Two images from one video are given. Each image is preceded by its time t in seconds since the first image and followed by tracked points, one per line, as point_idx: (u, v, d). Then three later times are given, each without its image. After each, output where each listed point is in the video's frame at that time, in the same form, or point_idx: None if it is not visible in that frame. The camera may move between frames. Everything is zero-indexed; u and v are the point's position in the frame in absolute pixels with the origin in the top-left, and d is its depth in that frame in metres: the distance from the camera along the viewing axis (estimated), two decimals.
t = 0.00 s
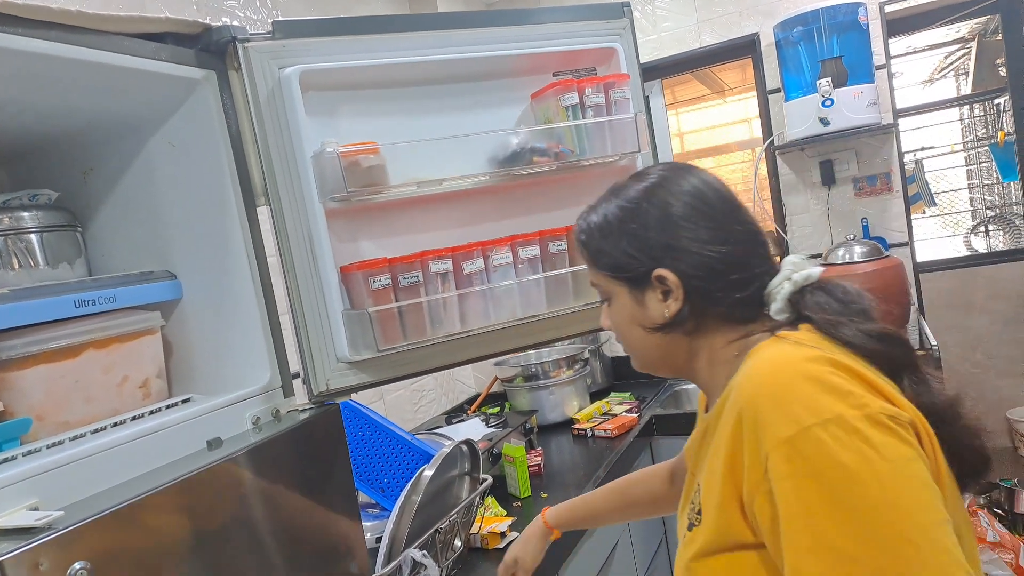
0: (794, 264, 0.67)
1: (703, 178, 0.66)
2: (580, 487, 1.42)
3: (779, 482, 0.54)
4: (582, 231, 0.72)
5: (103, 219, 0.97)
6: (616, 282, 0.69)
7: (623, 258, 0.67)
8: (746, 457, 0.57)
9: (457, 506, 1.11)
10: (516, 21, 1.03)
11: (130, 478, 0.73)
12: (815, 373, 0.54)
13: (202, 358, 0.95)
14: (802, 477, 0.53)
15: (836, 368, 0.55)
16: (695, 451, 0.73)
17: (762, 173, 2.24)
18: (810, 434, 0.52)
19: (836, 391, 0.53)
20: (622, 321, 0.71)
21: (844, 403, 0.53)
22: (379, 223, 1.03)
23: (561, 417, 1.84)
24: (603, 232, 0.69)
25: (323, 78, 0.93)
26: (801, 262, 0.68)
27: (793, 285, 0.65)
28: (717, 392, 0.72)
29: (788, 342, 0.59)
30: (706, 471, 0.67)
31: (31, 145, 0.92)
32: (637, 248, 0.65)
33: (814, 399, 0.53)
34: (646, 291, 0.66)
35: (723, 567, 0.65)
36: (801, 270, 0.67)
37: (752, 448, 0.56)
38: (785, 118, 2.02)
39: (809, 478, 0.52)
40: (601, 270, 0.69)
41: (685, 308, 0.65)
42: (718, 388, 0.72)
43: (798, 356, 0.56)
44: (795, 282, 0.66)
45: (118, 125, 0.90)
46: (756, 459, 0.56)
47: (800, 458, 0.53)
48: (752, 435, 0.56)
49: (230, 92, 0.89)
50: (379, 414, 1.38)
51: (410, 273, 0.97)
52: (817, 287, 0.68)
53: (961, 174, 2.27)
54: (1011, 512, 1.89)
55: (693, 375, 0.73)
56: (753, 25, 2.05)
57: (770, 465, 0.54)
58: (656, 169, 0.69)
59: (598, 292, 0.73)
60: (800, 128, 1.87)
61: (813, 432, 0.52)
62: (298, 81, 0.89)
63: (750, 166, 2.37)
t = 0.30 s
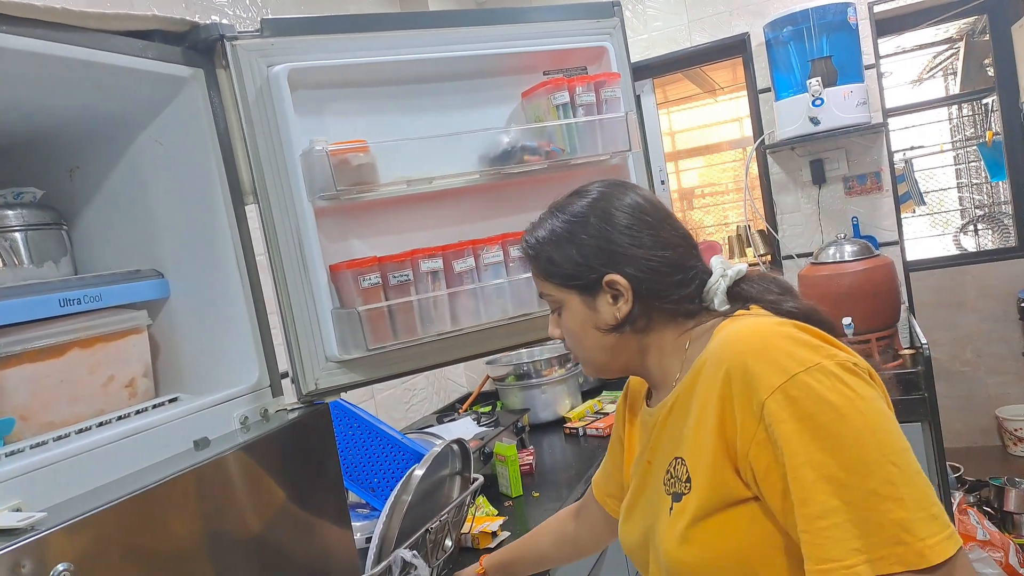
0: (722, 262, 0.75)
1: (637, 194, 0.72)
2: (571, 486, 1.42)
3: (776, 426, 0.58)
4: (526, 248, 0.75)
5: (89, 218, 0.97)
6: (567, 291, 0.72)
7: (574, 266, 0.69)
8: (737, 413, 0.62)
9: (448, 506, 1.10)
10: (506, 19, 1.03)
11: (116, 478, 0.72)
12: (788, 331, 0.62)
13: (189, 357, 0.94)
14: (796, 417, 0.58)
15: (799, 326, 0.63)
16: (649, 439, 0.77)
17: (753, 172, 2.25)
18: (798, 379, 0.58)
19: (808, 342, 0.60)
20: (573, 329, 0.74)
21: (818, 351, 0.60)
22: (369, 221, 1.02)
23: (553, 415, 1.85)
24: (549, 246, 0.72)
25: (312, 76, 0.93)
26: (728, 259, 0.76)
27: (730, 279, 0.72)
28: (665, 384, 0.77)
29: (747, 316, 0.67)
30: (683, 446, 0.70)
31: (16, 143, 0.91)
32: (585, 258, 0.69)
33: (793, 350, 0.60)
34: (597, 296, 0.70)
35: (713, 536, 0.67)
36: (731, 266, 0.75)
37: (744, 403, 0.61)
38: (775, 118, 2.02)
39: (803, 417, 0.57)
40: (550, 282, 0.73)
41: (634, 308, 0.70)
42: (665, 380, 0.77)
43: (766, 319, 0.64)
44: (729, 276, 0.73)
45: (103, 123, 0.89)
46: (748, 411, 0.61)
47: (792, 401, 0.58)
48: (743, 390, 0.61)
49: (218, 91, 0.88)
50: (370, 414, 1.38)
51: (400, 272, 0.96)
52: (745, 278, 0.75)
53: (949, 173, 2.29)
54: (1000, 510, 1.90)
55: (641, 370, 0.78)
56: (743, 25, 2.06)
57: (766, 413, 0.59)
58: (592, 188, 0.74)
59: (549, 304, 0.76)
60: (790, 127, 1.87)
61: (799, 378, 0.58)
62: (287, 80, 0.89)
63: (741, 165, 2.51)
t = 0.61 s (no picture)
0: (750, 261, 0.73)
1: (656, 182, 0.69)
2: (565, 484, 1.42)
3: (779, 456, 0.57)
4: (538, 229, 0.75)
5: (76, 217, 0.95)
6: (577, 283, 0.72)
7: (580, 256, 0.69)
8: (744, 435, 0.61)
9: (441, 505, 1.10)
10: (496, 15, 1.02)
11: (106, 480, 0.71)
12: (811, 355, 0.60)
13: (178, 358, 0.93)
14: (802, 449, 0.57)
15: (824, 351, 0.61)
16: (656, 438, 0.76)
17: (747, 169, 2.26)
18: (811, 411, 0.57)
19: (829, 371, 0.58)
20: (583, 321, 0.74)
21: (837, 383, 0.58)
22: (359, 219, 1.02)
23: (547, 414, 1.84)
24: (558, 231, 0.72)
25: (301, 72, 0.92)
26: (754, 258, 0.74)
27: (755, 281, 0.71)
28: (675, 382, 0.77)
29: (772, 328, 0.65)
30: (686, 454, 0.70)
31: None
32: (591, 249, 0.68)
33: (812, 379, 0.58)
34: (609, 292, 0.70)
35: (701, 552, 0.66)
36: (757, 266, 0.73)
37: (752, 426, 0.60)
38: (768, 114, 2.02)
39: (809, 451, 0.56)
40: (560, 269, 0.72)
41: (645, 310, 0.69)
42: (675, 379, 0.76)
43: (790, 339, 0.62)
44: (755, 278, 0.71)
45: (90, 122, 0.88)
46: (755, 435, 0.60)
47: (801, 433, 0.57)
48: (752, 412, 0.60)
49: (205, 88, 0.87)
50: (363, 413, 1.37)
51: (391, 271, 0.96)
52: (772, 278, 0.74)
53: (941, 169, 2.29)
54: (993, 505, 1.91)
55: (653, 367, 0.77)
56: (735, 21, 2.06)
57: (771, 442, 0.58)
58: (610, 172, 0.71)
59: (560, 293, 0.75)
60: (783, 124, 1.87)
61: (812, 410, 0.57)
62: (274, 76, 0.88)
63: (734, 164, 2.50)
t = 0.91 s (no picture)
0: (828, 267, 0.69)
1: (714, 163, 0.66)
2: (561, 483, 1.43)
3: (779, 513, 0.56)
4: (582, 216, 0.71)
5: (73, 216, 0.96)
6: (636, 279, 0.66)
7: (631, 240, 0.65)
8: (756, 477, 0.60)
9: (436, 504, 1.11)
10: (492, 15, 1.02)
11: (102, 478, 0.71)
12: (854, 419, 0.55)
13: (174, 356, 0.94)
14: (804, 514, 0.55)
15: (878, 417, 0.56)
16: (689, 445, 0.75)
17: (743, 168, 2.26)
18: (825, 479, 0.54)
19: (866, 443, 0.54)
20: (639, 323, 0.68)
21: (869, 461, 0.54)
22: (356, 218, 1.02)
23: (543, 413, 1.85)
24: (606, 215, 0.68)
25: (297, 71, 0.92)
26: (834, 264, 0.70)
27: (830, 288, 0.67)
28: (726, 387, 0.73)
29: (833, 370, 0.60)
30: (707, 473, 0.69)
31: None
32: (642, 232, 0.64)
33: (840, 450, 0.55)
34: (676, 293, 0.65)
35: None
36: (835, 272, 0.69)
37: (766, 470, 0.59)
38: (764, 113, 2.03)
39: (811, 518, 0.55)
40: (613, 262, 0.67)
41: (718, 314, 0.65)
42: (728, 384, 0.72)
43: (840, 391, 0.57)
44: (831, 284, 0.67)
45: (86, 120, 0.88)
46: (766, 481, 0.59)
47: (808, 497, 0.55)
48: (769, 456, 0.59)
49: (202, 87, 0.87)
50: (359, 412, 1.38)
51: (387, 269, 0.97)
52: (850, 289, 0.69)
53: (938, 169, 2.32)
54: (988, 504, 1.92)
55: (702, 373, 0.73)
56: (731, 21, 2.06)
57: (775, 497, 0.57)
58: (663, 155, 0.68)
59: (608, 290, 0.70)
60: (779, 123, 1.88)
61: (827, 478, 0.54)
62: (271, 75, 0.88)
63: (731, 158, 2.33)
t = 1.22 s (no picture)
0: (882, 283, 0.70)
1: (774, 150, 0.64)
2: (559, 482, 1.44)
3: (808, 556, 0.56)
4: (631, 204, 0.69)
5: (78, 215, 0.97)
6: (694, 278, 0.64)
7: (689, 224, 0.63)
8: (785, 514, 0.60)
9: (434, 504, 1.12)
10: (492, 19, 1.03)
11: (106, 475, 0.72)
12: (898, 465, 0.54)
13: (176, 355, 0.95)
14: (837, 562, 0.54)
15: (923, 462, 0.54)
16: (718, 462, 0.74)
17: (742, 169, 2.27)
18: (863, 529, 0.53)
19: (910, 492, 0.53)
20: (689, 329, 0.65)
21: (914, 513, 0.52)
22: (356, 219, 1.03)
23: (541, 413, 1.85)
24: (660, 200, 0.66)
25: (299, 74, 0.93)
26: (887, 280, 0.71)
27: (888, 307, 0.68)
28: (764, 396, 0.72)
29: (874, 406, 0.58)
30: (733, 497, 0.69)
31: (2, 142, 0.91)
32: (700, 217, 0.62)
33: (882, 498, 0.53)
34: (741, 300, 0.63)
35: None
36: (889, 289, 0.70)
37: (797, 507, 0.59)
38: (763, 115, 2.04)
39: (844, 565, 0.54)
40: (667, 253, 0.65)
41: (783, 325, 0.63)
42: (765, 393, 0.72)
43: (883, 432, 0.56)
44: (889, 302, 0.68)
45: (92, 121, 0.89)
46: (795, 519, 0.58)
47: (842, 544, 0.54)
48: (802, 494, 0.58)
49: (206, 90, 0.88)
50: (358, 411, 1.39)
51: (387, 270, 0.98)
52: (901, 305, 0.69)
53: (938, 170, 2.32)
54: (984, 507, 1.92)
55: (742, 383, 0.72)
56: (730, 23, 2.07)
57: (806, 539, 0.56)
58: (722, 143, 0.67)
59: (657, 290, 0.67)
60: (778, 125, 1.89)
61: (865, 528, 0.53)
62: (274, 78, 0.89)
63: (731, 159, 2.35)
